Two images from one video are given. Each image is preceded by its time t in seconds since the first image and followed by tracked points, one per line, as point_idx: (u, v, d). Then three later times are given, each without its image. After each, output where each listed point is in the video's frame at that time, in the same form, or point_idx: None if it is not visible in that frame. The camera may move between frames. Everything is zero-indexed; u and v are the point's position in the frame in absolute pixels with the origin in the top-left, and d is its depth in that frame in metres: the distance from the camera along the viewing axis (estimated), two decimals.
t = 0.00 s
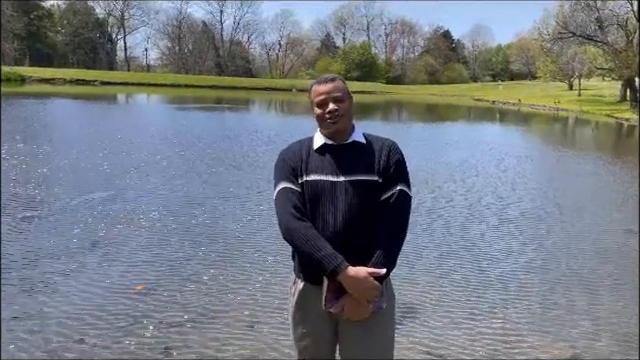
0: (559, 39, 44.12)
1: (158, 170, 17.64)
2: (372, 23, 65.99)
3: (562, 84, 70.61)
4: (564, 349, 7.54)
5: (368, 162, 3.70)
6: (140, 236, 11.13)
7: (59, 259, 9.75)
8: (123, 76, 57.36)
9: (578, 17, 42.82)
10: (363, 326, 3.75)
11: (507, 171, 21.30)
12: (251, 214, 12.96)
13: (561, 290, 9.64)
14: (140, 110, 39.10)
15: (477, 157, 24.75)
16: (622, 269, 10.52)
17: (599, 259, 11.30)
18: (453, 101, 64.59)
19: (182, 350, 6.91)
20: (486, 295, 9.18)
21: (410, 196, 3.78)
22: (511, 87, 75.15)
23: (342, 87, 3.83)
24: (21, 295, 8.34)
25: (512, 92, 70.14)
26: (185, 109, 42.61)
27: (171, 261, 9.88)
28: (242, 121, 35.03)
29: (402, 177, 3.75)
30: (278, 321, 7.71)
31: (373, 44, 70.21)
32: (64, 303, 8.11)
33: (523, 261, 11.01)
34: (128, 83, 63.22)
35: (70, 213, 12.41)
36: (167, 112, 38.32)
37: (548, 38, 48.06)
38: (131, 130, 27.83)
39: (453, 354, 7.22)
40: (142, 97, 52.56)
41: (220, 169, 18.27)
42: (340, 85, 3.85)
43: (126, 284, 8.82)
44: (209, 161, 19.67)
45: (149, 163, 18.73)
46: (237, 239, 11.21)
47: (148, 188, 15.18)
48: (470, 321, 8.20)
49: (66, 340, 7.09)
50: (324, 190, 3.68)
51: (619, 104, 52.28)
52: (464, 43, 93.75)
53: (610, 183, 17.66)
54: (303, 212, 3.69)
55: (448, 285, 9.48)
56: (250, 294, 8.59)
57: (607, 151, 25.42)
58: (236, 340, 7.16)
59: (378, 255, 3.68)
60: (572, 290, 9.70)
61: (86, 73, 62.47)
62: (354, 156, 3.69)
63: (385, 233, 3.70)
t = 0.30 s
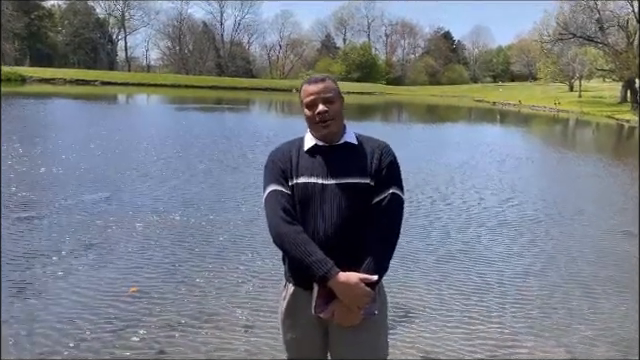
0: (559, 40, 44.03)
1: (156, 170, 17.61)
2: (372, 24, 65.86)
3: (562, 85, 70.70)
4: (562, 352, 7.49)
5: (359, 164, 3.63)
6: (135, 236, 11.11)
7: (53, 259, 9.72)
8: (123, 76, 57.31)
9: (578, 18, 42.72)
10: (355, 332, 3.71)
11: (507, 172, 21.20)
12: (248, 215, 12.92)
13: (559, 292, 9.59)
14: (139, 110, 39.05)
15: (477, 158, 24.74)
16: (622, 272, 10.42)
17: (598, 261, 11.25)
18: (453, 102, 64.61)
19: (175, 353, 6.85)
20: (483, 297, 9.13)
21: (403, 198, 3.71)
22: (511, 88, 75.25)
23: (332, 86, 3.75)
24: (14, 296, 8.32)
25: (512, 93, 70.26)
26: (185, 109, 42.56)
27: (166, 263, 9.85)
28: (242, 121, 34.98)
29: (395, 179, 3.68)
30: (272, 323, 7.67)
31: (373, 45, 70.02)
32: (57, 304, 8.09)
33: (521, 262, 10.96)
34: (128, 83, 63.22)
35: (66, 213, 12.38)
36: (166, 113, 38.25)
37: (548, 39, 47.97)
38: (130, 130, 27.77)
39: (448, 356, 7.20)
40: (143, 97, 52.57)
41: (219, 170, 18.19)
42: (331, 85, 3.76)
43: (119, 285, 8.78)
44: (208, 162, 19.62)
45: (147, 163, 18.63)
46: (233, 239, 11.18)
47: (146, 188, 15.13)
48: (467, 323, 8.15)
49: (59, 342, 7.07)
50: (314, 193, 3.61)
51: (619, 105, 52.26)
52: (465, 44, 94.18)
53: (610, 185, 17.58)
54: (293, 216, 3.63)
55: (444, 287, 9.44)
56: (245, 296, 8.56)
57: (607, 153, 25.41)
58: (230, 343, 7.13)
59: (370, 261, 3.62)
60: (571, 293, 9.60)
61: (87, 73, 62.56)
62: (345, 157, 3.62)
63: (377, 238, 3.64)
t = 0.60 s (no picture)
0: (560, 42, 43.88)
1: (155, 172, 17.58)
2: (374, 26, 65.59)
3: (564, 88, 70.70)
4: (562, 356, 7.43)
5: (353, 165, 3.57)
6: (132, 239, 11.08)
7: (50, 262, 9.71)
8: (125, 78, 57.40)
9: (579, 20, 42.55)
10: (350, 336, 3.65)
11: (507, 175, 21.13)
12: (246, 217, 12.88)
13: (559, 294, 9.53)
14: (140, 112, 39.07)
15: (478, 161, 24.68)
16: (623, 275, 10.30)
17: (598, 264, 11.19)
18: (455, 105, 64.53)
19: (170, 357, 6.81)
20: (482, 300, 9.07)
21: (398, 200, 3.66)
22: (512, 90, 75.26)
23: (326, 87, 3.68)
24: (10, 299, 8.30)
25: (513, 95, 70.20)
26: (185, 111, 42.59)
27: (162, 266, 9.81)
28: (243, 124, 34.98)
29: (389, 180, 3.63)
30: (268, 327, 7.63)
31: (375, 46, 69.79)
32: (53, 307, 8.06)
33: (520, 265, 10.90)
34: (130, 85, 63.36)
35: (64, 216, 12.36)
36: (167, 115, 38.27)
37: (550, 42, 47.88)
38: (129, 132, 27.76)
39: None
40: (144, 99, 52.61)
41: (218, 172, 18.16)
42: (324, 85, 3.69)
43: (115, 288, 8.75)
44: (207, 164, 19.59)
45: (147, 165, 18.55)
46: (231, 243, 11.14)
47: (144, 190, 15.09)
48: (466, 326, 8.08)
49: (54, 345, 7.03)
50: (307, 195, 3.55)
51: (621, 107, 52.16)
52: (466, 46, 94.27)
53: (610, 188, 17.50)
54: (285, 220, 3.57)
55: (443, 290, 9.37)
56: (241, 300, 8.53)
57: (608, 155, 25.34)
58: (226, 348, 7.08)
59: (365, 265, 3.56)
60: (571, 298, 9.49)
61: (89, 75, 62.73)
62: (338, 159, 3.56)
63: (371, 241, 3.58)
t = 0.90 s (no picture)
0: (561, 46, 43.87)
1: (153, 178, 17.52)
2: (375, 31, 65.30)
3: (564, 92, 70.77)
4: None
5: (350, 170, 3.51)
6: (129, 246, 11.00)
7: (46, 269, 9.62)
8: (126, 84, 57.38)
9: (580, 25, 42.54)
10: (348, 346, 3.58)
11: (509, 180, 21.03)
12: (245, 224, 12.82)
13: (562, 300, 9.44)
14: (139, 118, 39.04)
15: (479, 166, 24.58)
16: (625, 280, 10.21)
17: (601, 268, 11.11)
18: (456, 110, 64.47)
19: None
20: (483, 306, 8.98)
21: (396, 205, 3.60)
22: (513, 95, 75.29)
23: (322, 90, 3.61)
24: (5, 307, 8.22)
25: (514, 100, 70.22)
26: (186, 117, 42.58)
27: (159, 273, 9.73)
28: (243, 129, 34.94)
29: (387, 185, 3.57)
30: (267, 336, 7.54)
31: (376, 52, 69.51)
32: (49, 315, 7.96)
33: (522, 270, 10.81)
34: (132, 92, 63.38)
35: (61, 222, 12.27)
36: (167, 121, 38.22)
37: (551, 46, 47.89)
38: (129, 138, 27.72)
39: None
40: (145, 105, 52.61)
41: (217, 178, 18.09)
42: (320, 88, 3.62)
43: (111, 296, 8.65)
44: (206, 169, 19.53)
45: (146, 172, 18.44)
46: (230, 249, 11.07)
47: (142, 196, 15.01)
48: (467, 334, 7.98)
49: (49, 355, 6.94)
50: (303, 201, 3.48)
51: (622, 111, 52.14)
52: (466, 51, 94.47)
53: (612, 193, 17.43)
54: (281, 227, 3.49)
55: (444, 296, 9.28)
56: (239, 307, 8.43)
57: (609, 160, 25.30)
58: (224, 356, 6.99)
59: (364, 272, 3.49)
60: (572, 304, 9.39)
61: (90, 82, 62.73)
62: (335, 164, 3.50)
63: (370, 247, 3.51)
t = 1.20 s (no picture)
0: (562, 52, 43.92)
1: (152, 184, 17.54)
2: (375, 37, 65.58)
3: (565, 98, 70.80)
4: None
5: (351, 172, 3.53)
6: (128, 252, 10.98)
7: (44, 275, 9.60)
8: (127, 91, 57.56)
9: (580, 30, 42.60)
10: (350, 349, 3.60)
11: (509, 185, 21.03)
12: (245, 229, 12.83)
13: (561, 305, 9.41)
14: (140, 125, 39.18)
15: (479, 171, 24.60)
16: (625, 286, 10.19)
17: (602, 274, 11.08)
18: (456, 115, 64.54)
19: None
20: (483, 312, 8.96)
21: (397, 208, 3.62)
22: (514, 101, 75.32)
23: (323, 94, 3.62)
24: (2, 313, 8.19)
25: (514, 105, 70.22)
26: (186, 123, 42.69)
27: (158, 278, 9.74)
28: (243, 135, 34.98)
29: (387, 188, 3.59)
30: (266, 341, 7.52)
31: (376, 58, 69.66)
32: (47, 321, 7.94)
33: (522, 275, 10.79)
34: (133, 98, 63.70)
35: (61, 229, 12.28)
36: (167, 127, 38.34)
37: (551, 52, 47.95)
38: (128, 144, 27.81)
39: None
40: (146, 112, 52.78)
41: (217, 184, 18.10)
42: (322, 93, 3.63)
43: (110, 302, 8.63)
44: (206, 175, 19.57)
45: (146, 178, 18.47)
46: (230, 254, 11.08)
47: (141, 202, 15.02)
48: (466, 339, 7.94)
49: None
50: (303, 204, 3.50)
51: (622, 117, 52.13)
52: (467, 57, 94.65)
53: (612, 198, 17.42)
54: (282, 230, 3.52)
55: (443, 301, 9.26)
56: (238, 313, 8.40)
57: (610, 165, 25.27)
58: None
59: (365, 276, 3.51)
60: (573, 310, 9.36)
61: (91, 89, 63.05)
62: (335, 167, 3.52)
63: (370, 250, 3.52)
